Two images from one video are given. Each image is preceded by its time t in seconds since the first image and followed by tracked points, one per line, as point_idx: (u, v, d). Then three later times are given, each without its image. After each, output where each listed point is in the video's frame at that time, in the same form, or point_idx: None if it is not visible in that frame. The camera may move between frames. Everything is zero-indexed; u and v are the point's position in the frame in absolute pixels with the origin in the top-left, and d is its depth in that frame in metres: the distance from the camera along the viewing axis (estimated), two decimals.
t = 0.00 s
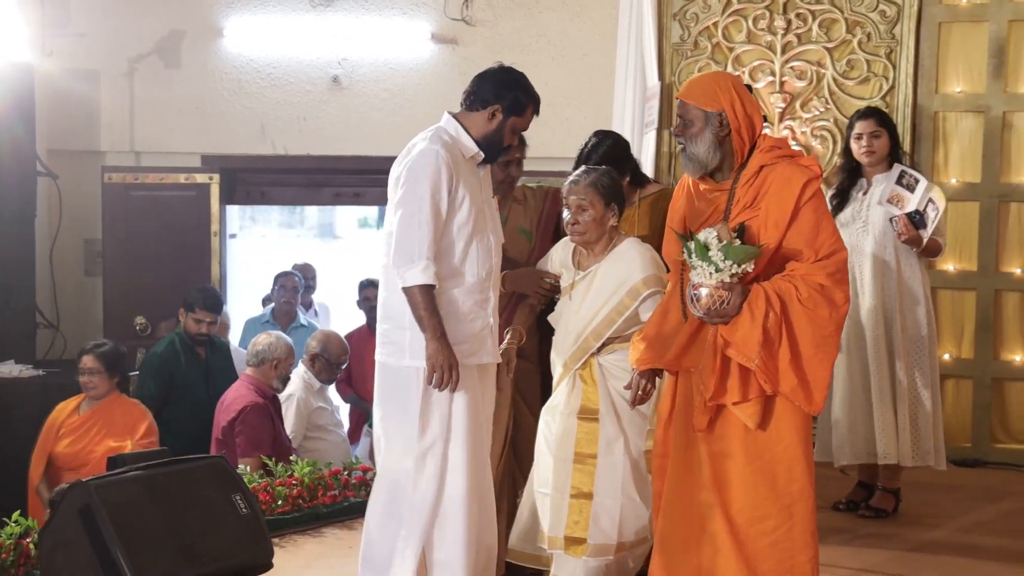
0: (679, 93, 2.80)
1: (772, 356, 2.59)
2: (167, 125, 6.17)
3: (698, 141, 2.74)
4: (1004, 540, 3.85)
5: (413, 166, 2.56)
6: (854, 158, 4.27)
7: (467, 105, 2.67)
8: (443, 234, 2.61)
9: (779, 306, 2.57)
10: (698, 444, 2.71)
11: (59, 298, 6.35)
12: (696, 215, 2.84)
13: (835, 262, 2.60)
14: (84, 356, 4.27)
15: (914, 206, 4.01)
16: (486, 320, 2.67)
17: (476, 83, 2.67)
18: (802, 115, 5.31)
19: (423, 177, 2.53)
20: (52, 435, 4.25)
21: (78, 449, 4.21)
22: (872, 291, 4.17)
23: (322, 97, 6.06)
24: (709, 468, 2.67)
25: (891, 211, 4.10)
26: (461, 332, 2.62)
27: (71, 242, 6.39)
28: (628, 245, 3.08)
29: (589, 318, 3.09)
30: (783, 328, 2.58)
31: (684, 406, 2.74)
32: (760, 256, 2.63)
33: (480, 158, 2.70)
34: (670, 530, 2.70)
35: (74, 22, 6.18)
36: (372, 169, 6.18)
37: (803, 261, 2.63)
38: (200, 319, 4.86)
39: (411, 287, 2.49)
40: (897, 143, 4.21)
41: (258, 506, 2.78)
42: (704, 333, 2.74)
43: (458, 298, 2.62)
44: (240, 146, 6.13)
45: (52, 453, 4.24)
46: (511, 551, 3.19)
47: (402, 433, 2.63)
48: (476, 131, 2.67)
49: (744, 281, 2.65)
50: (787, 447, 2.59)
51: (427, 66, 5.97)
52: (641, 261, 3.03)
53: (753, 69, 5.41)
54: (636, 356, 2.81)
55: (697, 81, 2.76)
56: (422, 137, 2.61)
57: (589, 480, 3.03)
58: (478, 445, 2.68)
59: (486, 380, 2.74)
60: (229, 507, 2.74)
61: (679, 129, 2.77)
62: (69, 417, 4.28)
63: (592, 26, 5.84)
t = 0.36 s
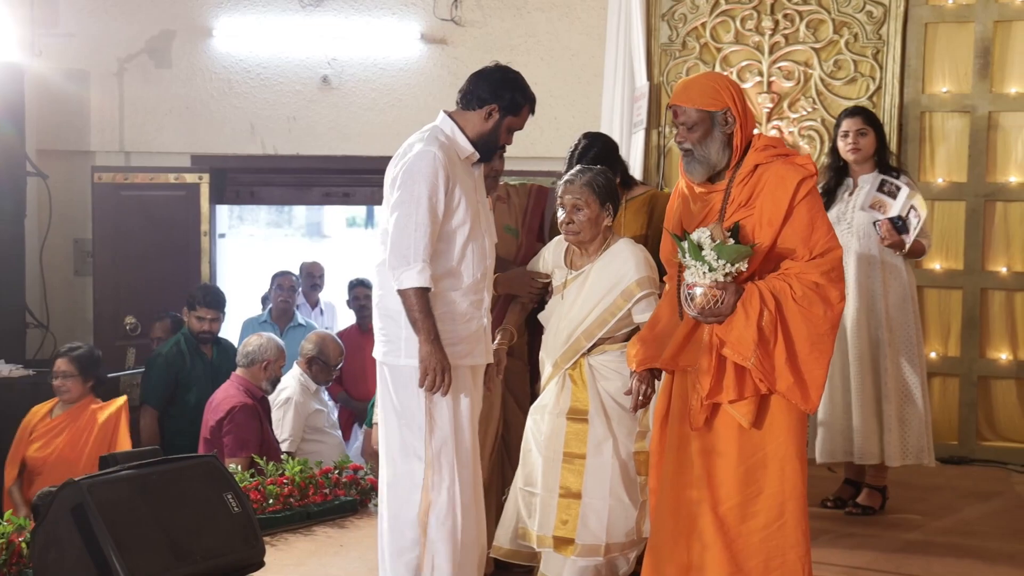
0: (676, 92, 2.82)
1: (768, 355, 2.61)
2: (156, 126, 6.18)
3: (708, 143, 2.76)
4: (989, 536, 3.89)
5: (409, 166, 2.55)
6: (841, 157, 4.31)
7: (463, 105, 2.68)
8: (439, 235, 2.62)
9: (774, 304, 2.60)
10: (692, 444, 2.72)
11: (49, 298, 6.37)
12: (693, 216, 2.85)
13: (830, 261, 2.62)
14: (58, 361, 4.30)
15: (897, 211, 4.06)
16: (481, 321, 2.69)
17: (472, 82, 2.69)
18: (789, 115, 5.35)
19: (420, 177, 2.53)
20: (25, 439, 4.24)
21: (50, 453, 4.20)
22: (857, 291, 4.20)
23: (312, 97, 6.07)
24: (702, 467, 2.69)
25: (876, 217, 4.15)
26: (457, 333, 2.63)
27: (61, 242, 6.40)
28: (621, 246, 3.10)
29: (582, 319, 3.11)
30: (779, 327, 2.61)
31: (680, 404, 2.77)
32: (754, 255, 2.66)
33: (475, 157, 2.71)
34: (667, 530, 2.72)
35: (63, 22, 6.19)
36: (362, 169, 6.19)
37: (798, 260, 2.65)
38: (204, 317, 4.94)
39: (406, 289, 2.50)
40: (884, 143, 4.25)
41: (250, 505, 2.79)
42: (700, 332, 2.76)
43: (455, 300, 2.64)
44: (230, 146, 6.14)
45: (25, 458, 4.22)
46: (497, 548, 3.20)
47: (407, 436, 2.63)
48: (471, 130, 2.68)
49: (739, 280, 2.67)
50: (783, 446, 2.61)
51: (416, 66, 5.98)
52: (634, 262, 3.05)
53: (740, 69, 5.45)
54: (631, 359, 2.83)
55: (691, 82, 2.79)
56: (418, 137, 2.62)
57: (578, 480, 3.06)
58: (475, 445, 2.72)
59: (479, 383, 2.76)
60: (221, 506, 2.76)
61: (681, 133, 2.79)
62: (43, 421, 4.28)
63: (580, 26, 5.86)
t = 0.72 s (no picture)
0: (672, 93, 2.84)
1: (765, 355, 2.62)
2: (146, 125, 6.18)
3: (712, 143, 2.80)
4: (972, 533, 3.93)
5: (397, 169, 2.57)
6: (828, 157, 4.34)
7: (450, 105, 2.70)
8: (428, 237, 2.63)
9: (771, 305, 2.62)
10: (688, 443, 2.75)
11: (39, 297, 6.37)
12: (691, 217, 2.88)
13: (825, 261, 2.65)
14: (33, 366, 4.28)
15: (878, 213, 4.05)
16: (473, 321, 2.71)
17: (457, 79, 2.70)
18: (777, 115, 5.39)
19: (409, 179, 2.55)
20: None
21: (15, 458, 4.14)
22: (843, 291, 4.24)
23: (302, 96, 6.08)
24: (698, 466, 2.72)
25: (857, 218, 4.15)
26: (450, 334, 2.66)
27: (51, 242, 6.40)
28: (619, 246, 3.13)
29: (579, 318, 3.13)
30: (776, 327, 2.62)
31: (676, 404, 2.79)
32: (750, 256, 2.69)
33: (464, 157, 2.72)
34: (660, 527, 2.76)
35: (54, 21, 6.19)
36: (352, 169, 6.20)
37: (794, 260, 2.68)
38: (214, 315, 5.02)
39: (394, 291, 2.52)
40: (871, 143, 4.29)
41: (240, 503, 2.81)
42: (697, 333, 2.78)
43: (440, 305, 2.65)
44: (220, 145, 6.15)
45: None
46: (483, 546, 3.17)
47: (400, 437, 2.64)
48: (458, 129, 2.69)
49: (736, 280, 2.70)
50: (778, 446, 2.63)
51: (406, 66, 6.00)
52: (633, 263, 3.08)
53: (729, 70, 5.49)
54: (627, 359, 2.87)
55: (690, 83, 2.80)
56: (407, 139, 2.63)
57: (574, 478, 3.09)
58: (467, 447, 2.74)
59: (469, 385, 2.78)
60: (212, 505, 2.77)
61: (682, 135, 2.82)
62: (14, 426, 4.23)
63: (569, 26, 5.89)
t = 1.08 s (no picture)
0: (671, 93, 2.85)
1: (765, 355, 2.65)
2: (139, 126, 6.19)
3: (710, 144, 2.81)
4: (963, 532, 3.97)
5: (383, 171, 2.58)
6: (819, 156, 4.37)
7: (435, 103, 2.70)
8: (415, 238, 2.65)
9: (770, 304, 2.64)
10: (687, 443, 2.77)
11: (33, 297, 6.37)
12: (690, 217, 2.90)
13: (824, 261, 2.68)
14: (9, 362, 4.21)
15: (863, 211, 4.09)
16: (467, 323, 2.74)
17: (441, 75, 2.71)
18: (769, 115, 5.42)
19: (395, 181, 2.56)
20: None
21: None
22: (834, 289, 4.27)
23: (295, 97, 6.09)
24: (697, 466, 2.74)
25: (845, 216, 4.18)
26: (443, 336, 2.67)
27: (44, 242, 6.40)
28: (623, 246, 3.15)
29: (585, 318, 3.15)
30: (775, 326, 2.64)
31: (675, 405, 2.82)
32: (750, 256, 2.71)
33: (452, 155, 2.73)
34: (658, 526, 2.80)
35: (46, 22, 6.20)
36: (345, 169, 6.21)
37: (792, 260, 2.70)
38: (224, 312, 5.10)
39: (377, 293, 2.54)
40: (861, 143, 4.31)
41: (234, 502, 2.81)
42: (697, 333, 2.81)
43: (422, 307, 2.65)
44: (214, 146, 6.15)
45: None
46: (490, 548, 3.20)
47: (391, 439, 2.65)
48: (444, 127, 2.70)
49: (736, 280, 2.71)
50: (776, 447, 2.66)
51: (399, 66, 6.01)
52: (638, 263, 3.10)
53: (721, 70, 5.51)
54: (625, 359, 2.92)
55: (690, 83, 2.80)
56: (395, 139, 2.64)
57: (585, 479, 3.09)
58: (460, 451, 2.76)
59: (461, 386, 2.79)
60: (207, 503, 2.78)
61: (681, 136, 2.83)
62: None
63: (562, 26, 5.91)
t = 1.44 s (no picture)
0: (671, 94, 2.87)
1: (763, 355, 2.68)
2: (133, 126, 6.20)
3: (709, 145, 2.84)
4: (953, 531, 4.00)
5: (369, 173, 2.60)
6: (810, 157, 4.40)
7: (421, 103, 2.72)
8: (401, 239, 2.67)
9: (769, 305, 2.66)
10: (684, 443, 2.80)
11: (26, 297, 6.38)
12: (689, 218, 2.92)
13: (821, 262, 2.71)
14: None
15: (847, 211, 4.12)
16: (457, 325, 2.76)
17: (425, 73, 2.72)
18: (761, 116, 5.45)
19: (380, 183, 2.58)
20: None
21: None
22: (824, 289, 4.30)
23: (289, 97, 6.10)
24: (693, 466, 2.76)
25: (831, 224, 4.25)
26: (433, 337, 2.69)
27: (38, 242, 6.41)
28: (630, 248, 3.15)
29: (592, 320, 3.17)
30: (774, 327, 2.67)
31: (673, 405, 2.83)
32: (749, 256, 2.74)
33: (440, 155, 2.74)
34: (655, 526, 2.81)
35: (39, 22, 6.21)
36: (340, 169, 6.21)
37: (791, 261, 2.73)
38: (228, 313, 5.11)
39: (361, 294, 2.57)
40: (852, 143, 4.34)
41: (228, 501, 2.83)
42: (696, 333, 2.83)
43: (410, 308, 2.67)
44: (208, 146, 6.17)
45: None
46: (494, 549, 3.25)
47: (383, 438, 2.67)
48: (430, 127, 2.72)
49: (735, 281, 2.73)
50: (772, 447, 2.69)
51: (393, 66, 6.02)
52: (645, 264, 3.11)
53: (713, 70, 5.54)
54: (624, 357, 2.97)
55: (690, 83, 2.82)
56: (382, 140, 2.66)
57: (592, 480, 3.10)
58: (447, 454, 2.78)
59: (449, 386, 2.81)
60: (200, 502, 2.80)
61: (682, 136, 2.85)
62: None
63: (555, 27, 5.93)
